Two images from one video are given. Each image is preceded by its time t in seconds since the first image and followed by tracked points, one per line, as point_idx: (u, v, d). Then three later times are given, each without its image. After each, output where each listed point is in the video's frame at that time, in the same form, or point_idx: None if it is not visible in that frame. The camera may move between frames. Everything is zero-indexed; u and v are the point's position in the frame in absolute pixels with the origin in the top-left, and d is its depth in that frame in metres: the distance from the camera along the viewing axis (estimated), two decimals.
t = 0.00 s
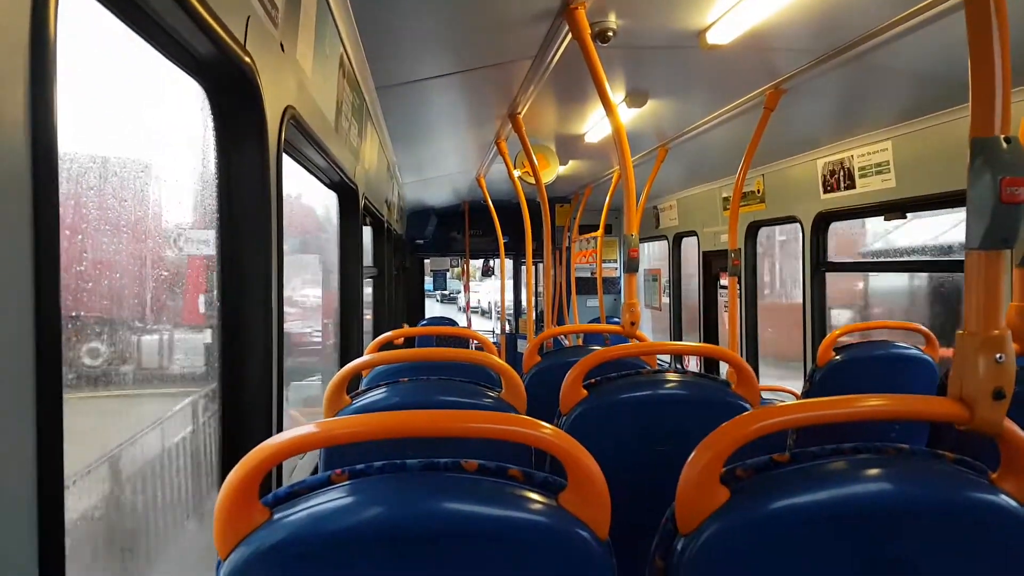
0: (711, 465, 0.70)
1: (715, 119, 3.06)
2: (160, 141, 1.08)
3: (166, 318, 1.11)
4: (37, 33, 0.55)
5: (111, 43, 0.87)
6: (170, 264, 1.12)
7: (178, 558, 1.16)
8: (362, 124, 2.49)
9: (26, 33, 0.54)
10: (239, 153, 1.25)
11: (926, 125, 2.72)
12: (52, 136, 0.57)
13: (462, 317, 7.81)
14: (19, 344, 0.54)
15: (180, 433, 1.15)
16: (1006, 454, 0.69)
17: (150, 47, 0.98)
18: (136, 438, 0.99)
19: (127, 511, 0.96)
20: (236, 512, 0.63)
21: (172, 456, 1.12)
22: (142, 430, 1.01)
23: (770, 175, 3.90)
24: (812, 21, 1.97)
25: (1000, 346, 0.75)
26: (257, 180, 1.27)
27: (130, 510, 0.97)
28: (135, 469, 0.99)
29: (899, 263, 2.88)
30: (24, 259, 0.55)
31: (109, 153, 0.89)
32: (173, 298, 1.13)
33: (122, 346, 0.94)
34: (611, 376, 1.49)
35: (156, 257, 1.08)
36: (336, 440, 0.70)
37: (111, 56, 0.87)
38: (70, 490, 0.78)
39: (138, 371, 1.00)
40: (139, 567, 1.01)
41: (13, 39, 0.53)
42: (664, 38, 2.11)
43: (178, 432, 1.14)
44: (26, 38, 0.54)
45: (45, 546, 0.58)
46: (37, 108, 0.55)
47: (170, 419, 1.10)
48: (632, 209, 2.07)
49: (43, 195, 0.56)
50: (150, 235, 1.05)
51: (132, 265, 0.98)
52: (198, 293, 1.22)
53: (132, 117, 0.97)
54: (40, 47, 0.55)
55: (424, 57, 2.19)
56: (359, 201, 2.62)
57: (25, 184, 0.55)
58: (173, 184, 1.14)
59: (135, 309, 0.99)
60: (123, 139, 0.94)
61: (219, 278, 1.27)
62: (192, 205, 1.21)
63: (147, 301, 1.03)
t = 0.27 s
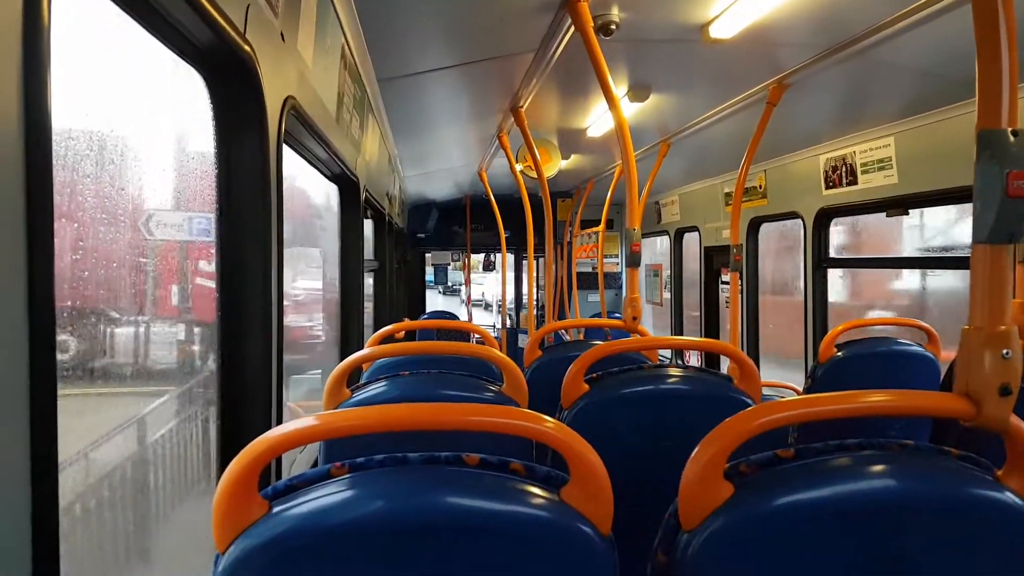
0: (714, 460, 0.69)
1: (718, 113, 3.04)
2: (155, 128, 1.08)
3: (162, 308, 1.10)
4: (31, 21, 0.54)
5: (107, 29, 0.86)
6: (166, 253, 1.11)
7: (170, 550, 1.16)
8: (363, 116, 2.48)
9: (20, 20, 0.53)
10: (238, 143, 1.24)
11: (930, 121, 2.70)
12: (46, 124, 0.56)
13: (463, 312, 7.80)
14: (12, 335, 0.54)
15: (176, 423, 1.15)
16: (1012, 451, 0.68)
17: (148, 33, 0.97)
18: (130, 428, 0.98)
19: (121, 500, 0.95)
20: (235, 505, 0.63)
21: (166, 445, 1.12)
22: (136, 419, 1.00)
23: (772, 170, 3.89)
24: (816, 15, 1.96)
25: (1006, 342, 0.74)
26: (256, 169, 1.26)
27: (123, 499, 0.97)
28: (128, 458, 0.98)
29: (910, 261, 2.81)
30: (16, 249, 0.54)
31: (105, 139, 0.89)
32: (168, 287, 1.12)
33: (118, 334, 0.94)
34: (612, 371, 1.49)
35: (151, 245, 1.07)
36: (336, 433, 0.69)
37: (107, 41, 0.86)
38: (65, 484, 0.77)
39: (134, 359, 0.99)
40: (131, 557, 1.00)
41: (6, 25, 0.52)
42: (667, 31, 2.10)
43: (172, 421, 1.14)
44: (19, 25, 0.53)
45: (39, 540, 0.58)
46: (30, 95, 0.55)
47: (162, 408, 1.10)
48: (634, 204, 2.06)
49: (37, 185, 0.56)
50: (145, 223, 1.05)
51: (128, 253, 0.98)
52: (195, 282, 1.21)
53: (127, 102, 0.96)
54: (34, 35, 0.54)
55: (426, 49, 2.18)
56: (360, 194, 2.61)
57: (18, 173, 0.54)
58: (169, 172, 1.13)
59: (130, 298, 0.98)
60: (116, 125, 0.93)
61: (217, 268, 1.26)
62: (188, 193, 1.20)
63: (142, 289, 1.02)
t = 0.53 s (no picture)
0: (729, 454, 0.68)
1: (727, 105, 3.02)
2: (169, 113, 1.07)
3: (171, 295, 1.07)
4: None
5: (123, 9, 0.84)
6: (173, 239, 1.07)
7: (187, 539, 1.16)
8: (371, 104, 2.47)
9: None
10: (250, 129, 1.23)
11: (942, 114, 2.68)
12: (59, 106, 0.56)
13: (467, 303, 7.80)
14: (24, 320, 0.53)
15: (187, 410, 1.15)
16: None
17: (162, 15, 0.96)
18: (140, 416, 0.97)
19: (135, 488, 0.95)
20: (245, 493, 0.62)
21: (177, 433, 1.11)
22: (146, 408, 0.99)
23: (780, 163, 3.86)
24: (828, 5, 1.94)
25: None
26: (268, 156, 1.25)
27: (135, 491, 0.95)
28: (140, 443, 0.98)
29: (938, 256, 2.69)
30: (30, 232, 0.53)
31: (120, 119, 0.88)
32: (177, 274, 1.09)
33: (133, 318, 0.93)
34: (621, 362, 1.48)
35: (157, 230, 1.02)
36: (347, 422, 0.68)
37: (122, 20, 0.84)
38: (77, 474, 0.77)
39: (147, 343, 0.99)
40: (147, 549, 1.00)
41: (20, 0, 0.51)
42: (677, 21, 2.08)
43: (184, 409, 1.13)
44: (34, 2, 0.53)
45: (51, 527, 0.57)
46: (44, 76, 0.54)
47: (170, 397, 1.08)
48: (643, 195, 2.04)
49: (52, 168, 0.55)
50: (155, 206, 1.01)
51: (144, 238, 0.97)
52: (207, 270, 1.20)
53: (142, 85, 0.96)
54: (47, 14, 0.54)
55: (434, 37, 2.16)
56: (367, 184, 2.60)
57: (31, 156, 0.53)
58: (184, 157, 1.11)
59: (142, 284, 0.97)
60: (130, 106, 0.91)
61: (229, 257, 1.25)
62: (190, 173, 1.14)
63: (156, 276, 1.01)
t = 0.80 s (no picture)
0: (726, 451, 0.69)
1: (727, 101, 3.01)
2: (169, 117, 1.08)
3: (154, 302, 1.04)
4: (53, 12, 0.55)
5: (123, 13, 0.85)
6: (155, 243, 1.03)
7: (186, 543, 1.17)
8: (372, 104, 2.47)
9: (40, 11, 0.54)
10: (252, 132, 1.24)
11: (941, 108, 2.67)
12: (66, 120, 0.57)
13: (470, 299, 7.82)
14: (29, 326, 0.54)
15: (183, 409, 1.16)
16: None
17: (164, 22, 0.97)
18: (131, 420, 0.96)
19: (127, 493, 0.95)
20: (249, 493, 0.63)
21: (168, 436, 1.11)
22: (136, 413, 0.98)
23: (781, 158, 3.85)
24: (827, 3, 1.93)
25: None
26: (270, 161, 1.26)
27: (124, 501, 0.94)
28: (137, 443, 0.99)
29: (937, 251, 2.69)
30: (36, 242, 0.55)
31: (119, 126, 0.89)
32: (161, 278, 1.06)
33: (132, 320, 0.95)
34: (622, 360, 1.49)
35: (135, 231, 0.96)
36: (349, 422, 0.70)
37: (122, 24, 0.85)
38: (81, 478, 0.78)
39: (144, 344, 1.00)
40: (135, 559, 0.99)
41: (28, 15, 0.53)
42: (676, 20, 2.08)
43: (175, 413, 1.13)
44: (40, 16, 0.54)
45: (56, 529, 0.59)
46: (51, 90, 0.55)
47: (159, 404, 1.08)
48: (643, 193, 2.04)
49: (56, 178, 0.56)
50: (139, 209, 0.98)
51: (138, 241, 0.97)
52: (204, 275, 1.21)
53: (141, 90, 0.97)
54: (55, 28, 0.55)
55: (433, 37, 2.17)
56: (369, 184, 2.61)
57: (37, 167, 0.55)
58: (180, 161, 1.12)
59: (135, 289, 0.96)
60: (124, 109, 0.91)
61: (231, 260, 1.27)
62: (160, 165, 1.06)
63: (149, 278, 1.01)
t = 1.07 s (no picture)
0: (725, 451, 0.69)
1: (728, 105, 3.02)
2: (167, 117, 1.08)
3: (141, 309, 0.99)
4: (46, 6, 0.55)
5: (117, 8, 0.84)
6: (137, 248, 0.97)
7: (185, 548, 1.16)
8: (372, 105, 2.48)
9: (33, 5, 0.54)
10: (250, 132, 1.25)
11: (941, 111, 2.67)
12: (60, 116, 0.57)
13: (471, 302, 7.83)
14: (24, 325, 0.55)
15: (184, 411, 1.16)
16: None
17: (161, 21, 0.97)
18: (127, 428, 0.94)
19: (123, 506, 0.92)
20: (246, 493, 0.63)
21: (166, 445, 1.10)
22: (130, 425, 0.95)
23: (781, 161, 3.86)
24: (827, 5, 1.94)
25: None
26: (268, 161, 1.27)
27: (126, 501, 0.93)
28: (140, 443, 0.99)
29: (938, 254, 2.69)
30: (30, 240, 0.55)
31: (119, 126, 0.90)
32: (151, 281, 1.02)
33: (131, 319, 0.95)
34: (621, 362, 1.48)
35: (133, 229, 0.96)
36: (346, 423, 0.69)
37: (117, 21, 0.85)
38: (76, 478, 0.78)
39: (145, 343, 1.00)
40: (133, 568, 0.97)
41: (21, 9, 0.53)
42: (676, 22, 2.08)
43: (172, 422, 1.12)
44: (33, 11, 0.54)
45: (51, 528, 0.59)
46: (45, 86, 0.56)
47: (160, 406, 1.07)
48: (643, 194, 2.04)
49: (51, 176, 0.56)
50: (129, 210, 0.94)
51: (133, 242, 0.95)
52: (200, 278, 1.20)
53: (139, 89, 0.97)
54: (48, 23, 0.55)
55: (433, 39, 2.17)
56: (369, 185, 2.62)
57: (31, 165, 0.55)
58: (177, 162, 1.11)
59: (130, 292, 0.95)
60: (119, 106, 0.89)
61: (229, 261, 1.27)
62: (139, 161, 0.98)
63: (146, 281, 1.00)
